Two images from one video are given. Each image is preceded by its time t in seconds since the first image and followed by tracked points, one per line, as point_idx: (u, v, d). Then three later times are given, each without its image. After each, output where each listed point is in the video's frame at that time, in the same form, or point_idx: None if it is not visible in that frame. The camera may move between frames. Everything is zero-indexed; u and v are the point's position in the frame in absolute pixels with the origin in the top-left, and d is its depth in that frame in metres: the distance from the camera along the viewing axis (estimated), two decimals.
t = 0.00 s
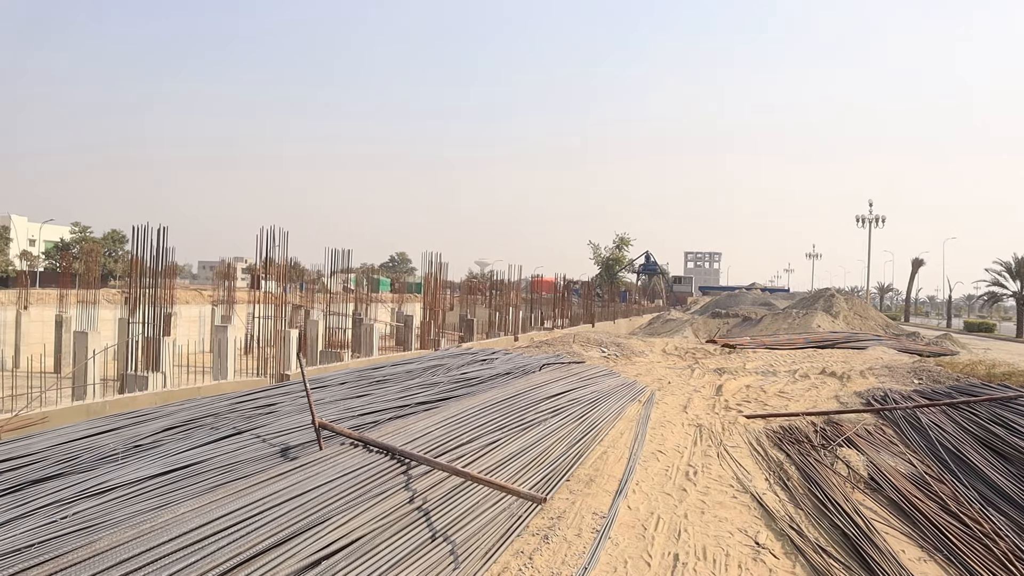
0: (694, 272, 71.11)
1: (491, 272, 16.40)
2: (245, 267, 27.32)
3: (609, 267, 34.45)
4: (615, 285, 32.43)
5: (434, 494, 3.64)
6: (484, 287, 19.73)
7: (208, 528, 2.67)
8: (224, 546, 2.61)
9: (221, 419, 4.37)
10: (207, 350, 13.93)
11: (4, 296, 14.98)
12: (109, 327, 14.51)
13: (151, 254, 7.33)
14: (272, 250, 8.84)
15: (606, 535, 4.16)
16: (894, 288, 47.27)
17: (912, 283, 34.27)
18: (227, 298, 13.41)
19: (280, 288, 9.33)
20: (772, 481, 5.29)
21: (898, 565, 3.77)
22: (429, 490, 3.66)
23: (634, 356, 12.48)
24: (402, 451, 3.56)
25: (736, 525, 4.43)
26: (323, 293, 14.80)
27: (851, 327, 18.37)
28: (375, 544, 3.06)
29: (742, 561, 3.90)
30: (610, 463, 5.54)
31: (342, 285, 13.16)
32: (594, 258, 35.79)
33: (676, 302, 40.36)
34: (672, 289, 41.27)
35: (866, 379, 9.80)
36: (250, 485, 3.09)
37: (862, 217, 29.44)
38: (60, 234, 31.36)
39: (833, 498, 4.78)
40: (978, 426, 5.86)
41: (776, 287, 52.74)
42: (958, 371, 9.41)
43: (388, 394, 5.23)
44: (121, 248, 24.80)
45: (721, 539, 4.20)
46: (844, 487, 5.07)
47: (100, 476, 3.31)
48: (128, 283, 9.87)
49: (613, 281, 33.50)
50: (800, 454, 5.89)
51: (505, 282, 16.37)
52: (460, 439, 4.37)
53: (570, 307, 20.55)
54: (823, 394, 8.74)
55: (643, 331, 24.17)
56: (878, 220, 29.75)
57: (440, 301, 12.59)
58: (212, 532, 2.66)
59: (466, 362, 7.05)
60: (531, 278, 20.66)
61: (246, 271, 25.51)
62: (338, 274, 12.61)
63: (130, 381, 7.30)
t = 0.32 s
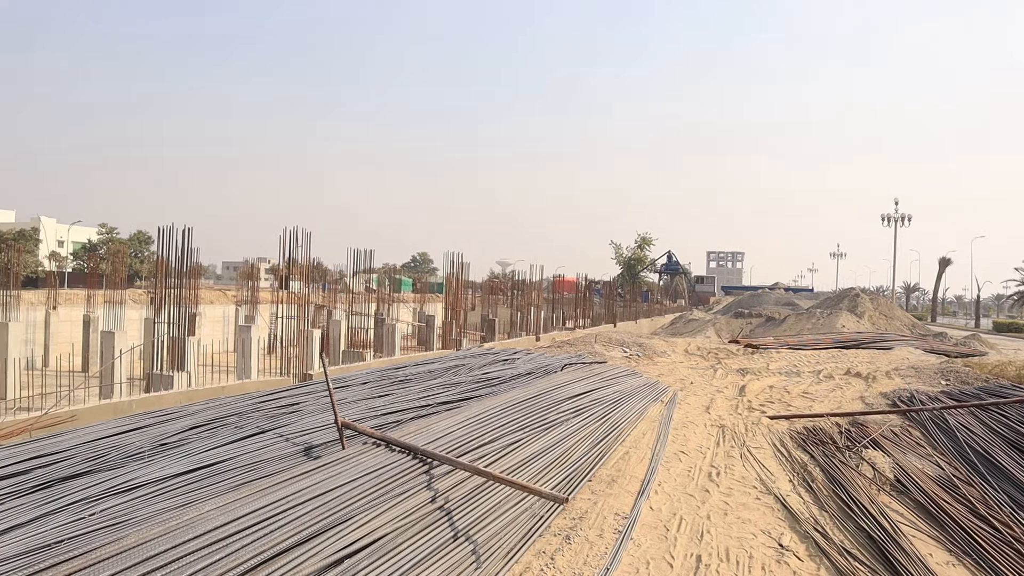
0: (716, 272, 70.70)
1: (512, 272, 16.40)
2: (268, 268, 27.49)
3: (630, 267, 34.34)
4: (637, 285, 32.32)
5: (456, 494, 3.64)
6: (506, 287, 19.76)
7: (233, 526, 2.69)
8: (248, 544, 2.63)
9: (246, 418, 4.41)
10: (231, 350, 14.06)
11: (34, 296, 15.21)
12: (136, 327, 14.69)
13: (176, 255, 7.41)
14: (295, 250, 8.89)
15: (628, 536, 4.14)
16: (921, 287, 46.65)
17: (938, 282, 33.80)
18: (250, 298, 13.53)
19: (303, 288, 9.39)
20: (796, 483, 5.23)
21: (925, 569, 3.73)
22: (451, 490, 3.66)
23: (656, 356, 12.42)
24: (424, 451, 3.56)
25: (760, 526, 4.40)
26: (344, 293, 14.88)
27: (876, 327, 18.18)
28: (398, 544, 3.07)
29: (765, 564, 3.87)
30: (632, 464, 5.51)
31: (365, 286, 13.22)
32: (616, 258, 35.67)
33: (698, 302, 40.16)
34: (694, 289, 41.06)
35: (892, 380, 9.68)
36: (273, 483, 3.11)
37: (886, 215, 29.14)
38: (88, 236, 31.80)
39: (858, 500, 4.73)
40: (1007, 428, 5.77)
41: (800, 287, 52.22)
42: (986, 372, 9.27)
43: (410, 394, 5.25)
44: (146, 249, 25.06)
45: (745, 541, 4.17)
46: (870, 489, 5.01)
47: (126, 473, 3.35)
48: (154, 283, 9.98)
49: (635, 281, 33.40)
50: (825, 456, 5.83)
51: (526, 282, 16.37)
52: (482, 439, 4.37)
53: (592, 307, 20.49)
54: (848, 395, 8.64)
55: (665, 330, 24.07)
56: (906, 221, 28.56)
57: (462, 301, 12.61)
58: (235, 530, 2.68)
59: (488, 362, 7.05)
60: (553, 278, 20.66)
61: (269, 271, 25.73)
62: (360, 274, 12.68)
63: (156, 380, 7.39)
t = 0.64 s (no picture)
0: (739, 272, 70.29)
1: (534, 272, 16.41)
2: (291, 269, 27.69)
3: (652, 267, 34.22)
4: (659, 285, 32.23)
5: (478, 494, 3.64)
6: (527, 287, 19.77)
7: (257, 524, 2.71)
8: (272, 543, 2.64)
9: (269, 417, 4.44)
10: (255, 350, 14.19)
11: (61, 296, 15.43)
12: (162, 327, 14.86)
13: (201, 255, 7.48)
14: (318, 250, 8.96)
15: (651, 537, 4.12)
16: (949, 287, 46.02)
17: (966, 282, 33.31)
18: (274, 298, 13.65)
19: (325, 288, 9.45)
20: (821, 485, 5.18)
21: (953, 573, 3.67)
22: (473, 490, 3.66)
23: (679, 356, 12.37)
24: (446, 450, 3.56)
25: (784, 528, 4.36)
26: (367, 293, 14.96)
27: (901, 327, 17.99)
28: (420, 543, 3.07)
29: (790, 566, 3.83)
30: (655, 464, 5.49)
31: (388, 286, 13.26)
32: (637, 258, 35.54)
33: (721, 301, 39.97)
34: (716, 289, 40.86)
35: (918, 381, 9.56)
36: (297, 482, 3.12)
37: (915, 214, 27.91)
38: (115, 236, 32.20)
39: (884, 503, 4.67)
40: None
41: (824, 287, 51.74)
42: (1015, 373, 9.14)
43: (432, 394, 5.25)
44: (171, 250, 25.33)
45: (768, 543, 4.13)
46: (896, 492, 4.95)
47: (152, 471, 3.38)
48: (179, 284, 10.09)
49: (657, 281, 33.30)
50: (850, 457, 5.76)
51: (548, 282, 16.37)
52: (504, 439, 4.37)
53: (614, 307, 20.42)
54: (873, 396, 8.55)
55: (687, 330, 23.97)
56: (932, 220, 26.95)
57: (483, 302, 12.62)
58: (259, 528, 2.70)
59: (509, 362, 7.05)
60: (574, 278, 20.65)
61: (293, 271, 25.95)
62: (382, 275, 12.74)
63: (182, 379, 7.45)
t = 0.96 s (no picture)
0: (762, 271, 69.80)
1: (555, 272, 16.38)
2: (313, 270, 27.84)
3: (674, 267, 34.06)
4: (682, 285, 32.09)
5: (500, 494, 3.64)
6: (548, 288, 19.76)
7: (279, 523, 2.72)
8: (295, 541, 2.65)
9: (292, 416, 4.46)
10: (278, 349, 14.29)
11: (88, 297, 15.63)
12: (186, 327, 15.02)
13: (224, 256, 7.54)
14: (340, 250, 8.99)
15: (673, 538, 4.09)
16: (978, 287, 44.97)
17: (994, 281, 32.79)
18: (296, 298, 13.74)
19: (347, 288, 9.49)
20: (845, 487, 5.12)
21: None
22: (495, 490, 3.66)
23: (701, 357, 12.29)
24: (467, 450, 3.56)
25: (807, 530, 4.31)
26: (388, 293, 15.03)
27: (928, 328, 17.77)
28: (442, 543, 3.07)
29: (814, 569, 3.79)
30: (677, 465, 5.45)
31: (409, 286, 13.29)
32: (659, 258, 35.36)
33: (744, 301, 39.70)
34: (739, 289, 40.60)
35: (945, 382, 9.43)
36: (319, 481, 3.14)
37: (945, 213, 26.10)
38: (140, 237, 32.55)
39: (911, 505, 4.61)
40: None
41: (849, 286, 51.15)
42: None
43: (453, 394, 5.25)
44: (196, 250, 25.57)
45: (792, 545, 4.08)
46: (923, 494, 4.88)
47: (177, 469, 3.41)
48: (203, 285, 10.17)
49: (679, 281, 33.15)
50: (876, 459, 5.69)
51: (570, 282, 16.33)
52: (526, 439, 4.36)
53: (636, 307, 20.33)
54: (899, 397, 8.44)
55: (710, 330, 23.83)
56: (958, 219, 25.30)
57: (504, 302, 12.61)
58: (283, 526, 2.71)
59: (531, 362, 7.04)
60: (596, 278, 20.60)
61: (315, 272, 26.11)
62: (404, 275, 12.79)
63: (206, 378, 7.51)
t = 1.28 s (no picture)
0: (786, 271, 69.21)
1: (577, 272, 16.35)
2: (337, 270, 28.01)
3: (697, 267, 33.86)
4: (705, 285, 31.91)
5: (522, 494, 3.63)
6: (570, 288, 19.74)
7: (303, 522, 2.74)
8: (318, 539, 2.67)
9: (315, 416, 4.49)
10: (301, 349, 14.40)
11: (115, 297, 15.83)
12: (211, 327, 15.17)
13: (248, 257, 7.61)
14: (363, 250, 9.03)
15: (695, 540, 4.06)
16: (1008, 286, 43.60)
17: None
18: (319, 298, 13.82)
19: (368, 289, 9.53)
20: (871, 489, 5.06)
21: None
22: (518, 490, 3.65)
23: (724, 357, 12.21)
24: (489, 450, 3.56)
25: (832, 533, 4.26)
26: (410, 293, 15.08)
27: (956, 328, 17.52)
28: (464, 543, 3.07)
29: (839, 573, 3.74)
30: (700, 466, 5.41)
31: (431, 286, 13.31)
32: (682, 258, 35.16)
33: (768, 301, 39.40)
34: (762, 289, 40.29)
35: (974, 383, 9.29)
36: (342, 481, 3.15)
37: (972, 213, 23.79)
38: (166, 239, 32.90)
39: (938, 509, 4.54)
40: None
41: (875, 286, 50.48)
42: None
43: (475, 394, 5.25)
44: (220, 251, 25.83)
45: (817, 548, 4.04)
46: (951, 497, 4.81)
47: (203, 468, 3.44)
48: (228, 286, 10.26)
49: (702, 281, 32.98)
50: (902, 462, 5.61)
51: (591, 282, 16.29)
52: (548, 439, 4.35)
53: (658, 307, 20.23)
54: (926, 398, 8.33)
55: (733, 331, 23.67)
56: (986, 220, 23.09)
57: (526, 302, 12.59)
58: (306, 525, 2.73)
59: (553, 362, 7.03)
60: (619, 278, 20.54)
61: (338, 272, 26.31)
62: (425, 275, 12.83)
63: (230, 378, 7.57)
